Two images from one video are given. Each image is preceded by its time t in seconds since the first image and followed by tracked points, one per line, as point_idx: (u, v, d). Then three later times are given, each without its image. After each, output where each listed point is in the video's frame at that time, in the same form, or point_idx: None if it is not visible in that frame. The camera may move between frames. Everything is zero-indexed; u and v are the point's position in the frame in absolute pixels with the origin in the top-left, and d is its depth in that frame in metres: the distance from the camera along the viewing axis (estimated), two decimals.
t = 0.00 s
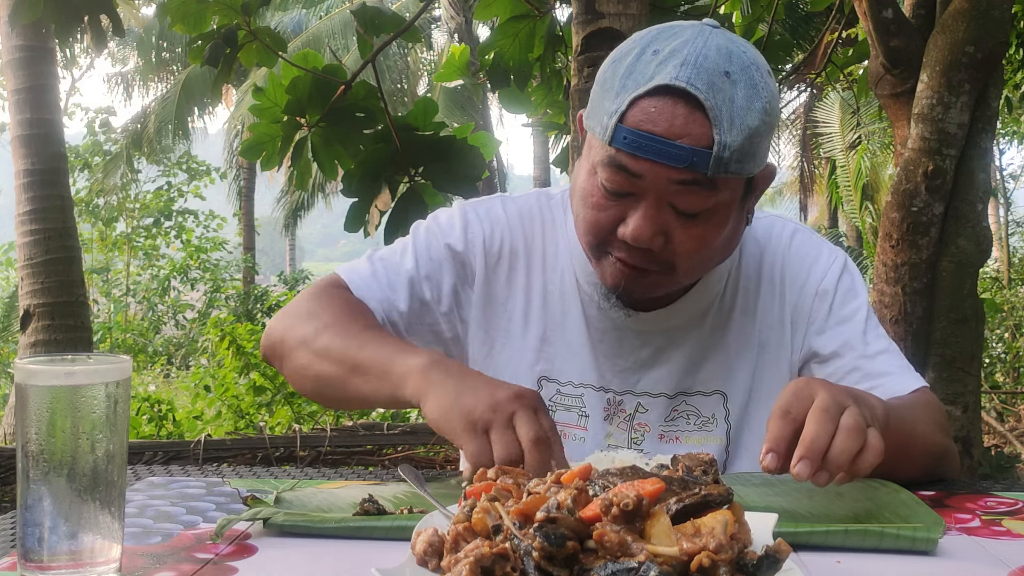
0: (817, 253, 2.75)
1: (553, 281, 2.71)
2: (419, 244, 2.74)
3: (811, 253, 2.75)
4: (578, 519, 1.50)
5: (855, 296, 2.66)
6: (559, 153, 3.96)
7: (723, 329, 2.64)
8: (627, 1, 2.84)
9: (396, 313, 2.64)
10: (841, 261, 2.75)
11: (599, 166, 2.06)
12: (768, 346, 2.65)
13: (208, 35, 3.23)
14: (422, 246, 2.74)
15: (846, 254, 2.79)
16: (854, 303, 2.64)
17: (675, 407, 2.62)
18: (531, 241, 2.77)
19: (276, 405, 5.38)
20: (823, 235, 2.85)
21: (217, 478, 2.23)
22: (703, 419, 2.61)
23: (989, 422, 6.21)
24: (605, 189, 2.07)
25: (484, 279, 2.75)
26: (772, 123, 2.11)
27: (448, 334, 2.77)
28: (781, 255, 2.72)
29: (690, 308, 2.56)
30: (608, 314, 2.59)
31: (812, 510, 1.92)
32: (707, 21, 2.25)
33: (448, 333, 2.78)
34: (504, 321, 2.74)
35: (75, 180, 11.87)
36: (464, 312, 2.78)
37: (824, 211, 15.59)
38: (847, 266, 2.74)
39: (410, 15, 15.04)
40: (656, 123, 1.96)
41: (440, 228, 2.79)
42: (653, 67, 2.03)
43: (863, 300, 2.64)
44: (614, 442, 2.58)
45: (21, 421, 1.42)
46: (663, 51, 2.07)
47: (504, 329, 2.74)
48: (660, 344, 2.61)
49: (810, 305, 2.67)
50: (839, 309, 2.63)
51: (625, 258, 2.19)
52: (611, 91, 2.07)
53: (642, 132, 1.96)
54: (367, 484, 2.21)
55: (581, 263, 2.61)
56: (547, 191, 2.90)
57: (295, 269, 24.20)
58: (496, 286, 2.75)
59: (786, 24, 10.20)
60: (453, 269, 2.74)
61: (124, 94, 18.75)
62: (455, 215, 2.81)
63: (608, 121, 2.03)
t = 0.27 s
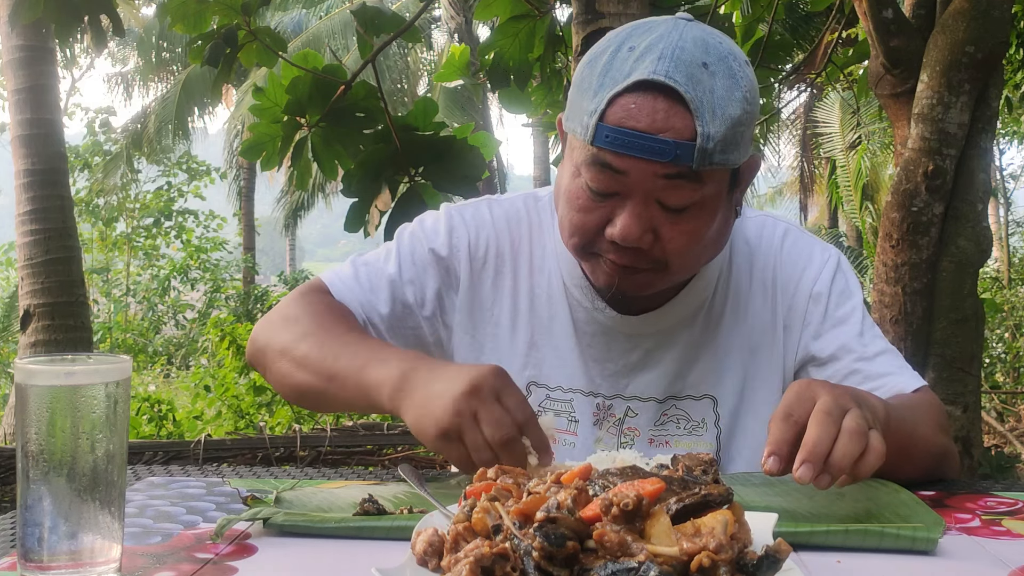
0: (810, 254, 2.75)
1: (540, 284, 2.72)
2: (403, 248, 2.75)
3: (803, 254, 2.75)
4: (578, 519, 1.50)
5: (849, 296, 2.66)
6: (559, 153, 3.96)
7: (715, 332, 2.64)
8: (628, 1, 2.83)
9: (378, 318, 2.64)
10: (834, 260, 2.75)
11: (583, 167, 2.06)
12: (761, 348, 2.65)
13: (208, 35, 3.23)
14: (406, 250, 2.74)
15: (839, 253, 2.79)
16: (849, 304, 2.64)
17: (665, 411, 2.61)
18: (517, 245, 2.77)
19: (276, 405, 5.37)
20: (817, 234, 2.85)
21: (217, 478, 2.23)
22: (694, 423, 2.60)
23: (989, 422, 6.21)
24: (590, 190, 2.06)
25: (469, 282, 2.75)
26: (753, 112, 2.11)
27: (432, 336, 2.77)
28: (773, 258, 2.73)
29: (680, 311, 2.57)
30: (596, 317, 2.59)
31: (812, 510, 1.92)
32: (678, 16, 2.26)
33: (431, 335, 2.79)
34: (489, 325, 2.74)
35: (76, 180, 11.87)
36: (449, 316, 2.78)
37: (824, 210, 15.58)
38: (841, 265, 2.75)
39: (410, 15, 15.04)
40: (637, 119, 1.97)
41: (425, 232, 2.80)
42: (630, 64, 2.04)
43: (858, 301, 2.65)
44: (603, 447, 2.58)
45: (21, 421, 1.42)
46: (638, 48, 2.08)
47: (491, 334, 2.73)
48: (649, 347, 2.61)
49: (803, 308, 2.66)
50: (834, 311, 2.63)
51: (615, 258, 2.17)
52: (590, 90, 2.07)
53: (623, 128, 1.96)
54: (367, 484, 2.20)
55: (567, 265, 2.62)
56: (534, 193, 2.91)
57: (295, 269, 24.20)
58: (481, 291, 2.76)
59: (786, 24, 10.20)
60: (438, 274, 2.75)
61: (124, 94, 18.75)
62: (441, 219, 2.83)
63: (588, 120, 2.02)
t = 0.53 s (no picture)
0: (802, 258, 2.76)
1: (524, 300, 2.71)
2: (383, 269, 2.71)
3: (795, 259, 2.76)
4: (578, 519, 1.50)
5: (845, 300, 2.67)
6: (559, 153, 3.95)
7: (705, 345, 2.64)
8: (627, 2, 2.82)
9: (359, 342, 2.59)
10: (826, 264, 2.75)
11: (554, 169, 2.05)
12: (754, 360, 2.66)
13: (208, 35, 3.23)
14: (386, 271, 2.70)
15: (830, 256, 2.80)
16: (843, 311, 2.65)
17: (656, 425, 2.61)
18: (500, 260, 2.76)
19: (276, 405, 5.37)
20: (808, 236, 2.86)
21: (217, 478, 2.23)
22: (685, 437, 2.61)
23: (989, 422, 6.21)
24: (563, 192, 2.05)
25: (452, 300, 2.74)
26: (726, 105, 2.11)
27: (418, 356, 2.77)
28: (765, 266, 2.74)
29: (670, 322, 2.57)
30: (582, 334, 2.60)
31: (812, 510, 1.92)
32: (645, 17, 2.28)
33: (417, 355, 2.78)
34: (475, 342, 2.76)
35: (76, 180, 11.87)
36: (432, 334, 2.78)
37: (824, 210, 15.58)
38: (834, 269, 2.75)
39: (410, 15, 15.03)
40: (606, 112, 1.97)
41: (406, 250, 2.77)
42: (596, 59, 2.05)
43: (853, 305, 2.65)
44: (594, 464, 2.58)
45: (21, 422, 1.42)
46: (605, 45, 2.09)
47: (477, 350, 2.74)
48: (637, 362, 2.60)
49: (798, 318, 2.68)
50: (831, 319, 2.63)
51: (595, 267, 2.13)
52: (556, 89, 2.07)
53: (593, 122, 1.96)
54: (367, 484, 2.21)
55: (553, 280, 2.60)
56: (515, 203, 2.88)
57: (295, 269, 24.19)
58: (466, 308, 2.77)
59: (787, 24, 10.19)
60: (420, 295, 2.73)
61: (124, 94, 18.75)
62: (421, 236, 2.79)
63: (556, 118, 2.02)
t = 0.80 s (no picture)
0: (796, 264, 2.76)
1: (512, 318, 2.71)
2: (371, 278, 2.68)
3: (789, 268, 2.76)
4: (578, 519, 1.50)
5: (844, 308, 2.65)
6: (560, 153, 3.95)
7: (698, 364, 2.65)
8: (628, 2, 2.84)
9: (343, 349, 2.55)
10: (819, 270, 2.73)
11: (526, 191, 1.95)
12: (747, 378, 2.68)
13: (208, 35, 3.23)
14: (375, 280, 2.68)
15: (824, 260, 2.78)
16: (841, 320, 2.63)
17: (648, 445, 2.62)
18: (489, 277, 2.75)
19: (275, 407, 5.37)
20: (801, 241, 2.86)
21: (217, 478, 2.23)
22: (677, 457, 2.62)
23: (989, 421, 6.22)
24: (536, 215, 1.95)
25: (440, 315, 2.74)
26: (704, 124, 2.03)
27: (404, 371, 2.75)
28: (759, 279, 2.75)
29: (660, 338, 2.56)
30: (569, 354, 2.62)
31: (812, 510, 1.92)
32: (622, 35, 2.21)
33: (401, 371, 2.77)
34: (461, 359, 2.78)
35: (76, 180, 11.87)
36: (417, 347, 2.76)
37: (824, 210, 15.58)
38: (830, 272, 2.75)
39: (410, 14, 15.03)
40: (579, 132, 1.87)
41: (394, 262, 2.74)
42: (568, 77, 1.95)
43: (851, 312, 2.63)
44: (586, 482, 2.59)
45: (21, 422, 1.42)
46: (576, 61, 2.00)
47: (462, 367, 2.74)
48: (628, 382, 2.58)
49: (796, 331, 2.68)
50: (831, 329, 2.62)
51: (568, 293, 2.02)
52: (528, 108, 1.98)
53: (565, 142, 1.86)
54: (367, 484, 2.21)
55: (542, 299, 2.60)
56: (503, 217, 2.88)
57: (295, 269, 24.20)
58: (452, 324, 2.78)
59: (787, 24, 10.18)
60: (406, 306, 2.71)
61: (124, 94, 18.75)
62: (409, 248, 2.77)
63: (528, 138, 1.93)
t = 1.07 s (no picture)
0: (799, 265, 2.74)
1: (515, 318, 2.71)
2: (375, 284, 2.67)
3: (792, 268, 2.74)
4: (578, 519, 1.50)
5: (846, 309, 2.65)
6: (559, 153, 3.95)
7: (702, 367, 2.65)
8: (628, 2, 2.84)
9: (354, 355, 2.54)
10: (822, 270, 2.72)
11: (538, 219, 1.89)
12: (750, 377, 2.67)
13: (208, 35, 3.23)
14: (379, 286, 2.67)
15: (827, 260, 2.76)
16: (844, 320, 2.63)
17: (651, 448, 2.62)
18: (491, 277, 2.75)
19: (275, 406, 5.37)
20: (803, 240, 2.84)
21: (217, 478, 2.23)
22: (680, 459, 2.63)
23: (988, 421, 6.22)
24: (547, 244, 1.89)
25: (444, 317, 2.74)
26: (721, 151, 1.97)
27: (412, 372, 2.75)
28: (762, 280, 2.73)
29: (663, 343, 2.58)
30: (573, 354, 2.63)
31: (812, 510, 1.92)
32: (639, 46, 2.13)
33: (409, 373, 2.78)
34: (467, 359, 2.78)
35: (76, 180, 11.88)
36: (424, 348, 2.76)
37: (824, 210, 15.58)
38: (832, 272, 2.73)
39: (410, 14, 15.03)
40: (594, 167, 1.80)
41: (397, 265, 2.73)
42: (584, 105, 1.88)
43: (854, 313, 2.63)
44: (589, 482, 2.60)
45: (21, 422, 1.42)
46: (592, 86, 1.93)
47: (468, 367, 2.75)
48: (629, 384, 2.59)
49: (799, 331, 2.68)
50: (834, 330, 2.62)
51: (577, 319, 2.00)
52: (541, 134, 1.91)
53: (580, 178, 1.80)
54: (367, 484, 2.20)
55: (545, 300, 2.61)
56: (503, 216, 2.88)
57: (295, 269, 24.21)
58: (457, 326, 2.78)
59: (787, 24, 10.18)
60: (413, 311, 2.69)
61: (124, 94, 18.76)
62: (411, 250, 2.76)
63: (541, 168, 1.87)
